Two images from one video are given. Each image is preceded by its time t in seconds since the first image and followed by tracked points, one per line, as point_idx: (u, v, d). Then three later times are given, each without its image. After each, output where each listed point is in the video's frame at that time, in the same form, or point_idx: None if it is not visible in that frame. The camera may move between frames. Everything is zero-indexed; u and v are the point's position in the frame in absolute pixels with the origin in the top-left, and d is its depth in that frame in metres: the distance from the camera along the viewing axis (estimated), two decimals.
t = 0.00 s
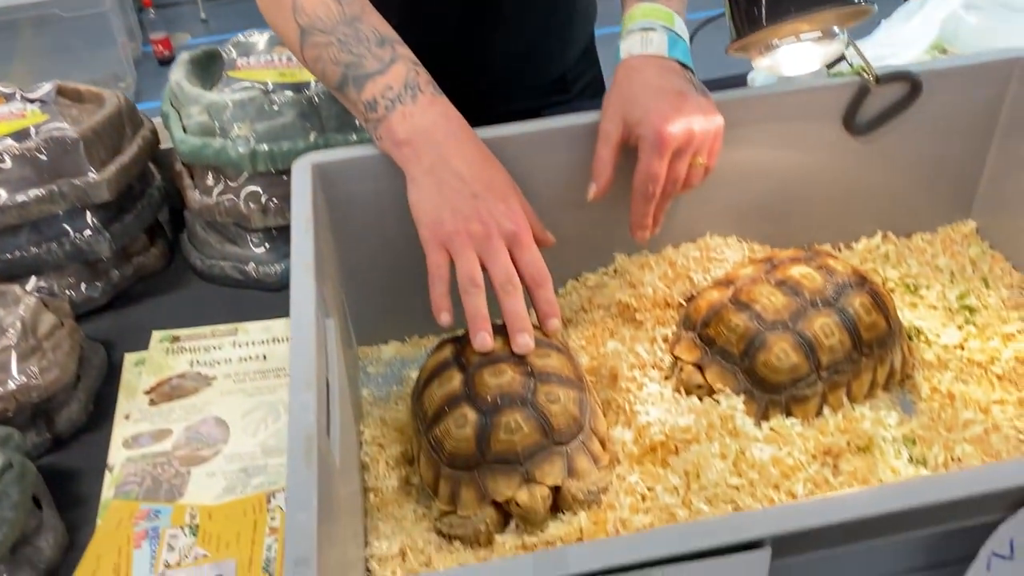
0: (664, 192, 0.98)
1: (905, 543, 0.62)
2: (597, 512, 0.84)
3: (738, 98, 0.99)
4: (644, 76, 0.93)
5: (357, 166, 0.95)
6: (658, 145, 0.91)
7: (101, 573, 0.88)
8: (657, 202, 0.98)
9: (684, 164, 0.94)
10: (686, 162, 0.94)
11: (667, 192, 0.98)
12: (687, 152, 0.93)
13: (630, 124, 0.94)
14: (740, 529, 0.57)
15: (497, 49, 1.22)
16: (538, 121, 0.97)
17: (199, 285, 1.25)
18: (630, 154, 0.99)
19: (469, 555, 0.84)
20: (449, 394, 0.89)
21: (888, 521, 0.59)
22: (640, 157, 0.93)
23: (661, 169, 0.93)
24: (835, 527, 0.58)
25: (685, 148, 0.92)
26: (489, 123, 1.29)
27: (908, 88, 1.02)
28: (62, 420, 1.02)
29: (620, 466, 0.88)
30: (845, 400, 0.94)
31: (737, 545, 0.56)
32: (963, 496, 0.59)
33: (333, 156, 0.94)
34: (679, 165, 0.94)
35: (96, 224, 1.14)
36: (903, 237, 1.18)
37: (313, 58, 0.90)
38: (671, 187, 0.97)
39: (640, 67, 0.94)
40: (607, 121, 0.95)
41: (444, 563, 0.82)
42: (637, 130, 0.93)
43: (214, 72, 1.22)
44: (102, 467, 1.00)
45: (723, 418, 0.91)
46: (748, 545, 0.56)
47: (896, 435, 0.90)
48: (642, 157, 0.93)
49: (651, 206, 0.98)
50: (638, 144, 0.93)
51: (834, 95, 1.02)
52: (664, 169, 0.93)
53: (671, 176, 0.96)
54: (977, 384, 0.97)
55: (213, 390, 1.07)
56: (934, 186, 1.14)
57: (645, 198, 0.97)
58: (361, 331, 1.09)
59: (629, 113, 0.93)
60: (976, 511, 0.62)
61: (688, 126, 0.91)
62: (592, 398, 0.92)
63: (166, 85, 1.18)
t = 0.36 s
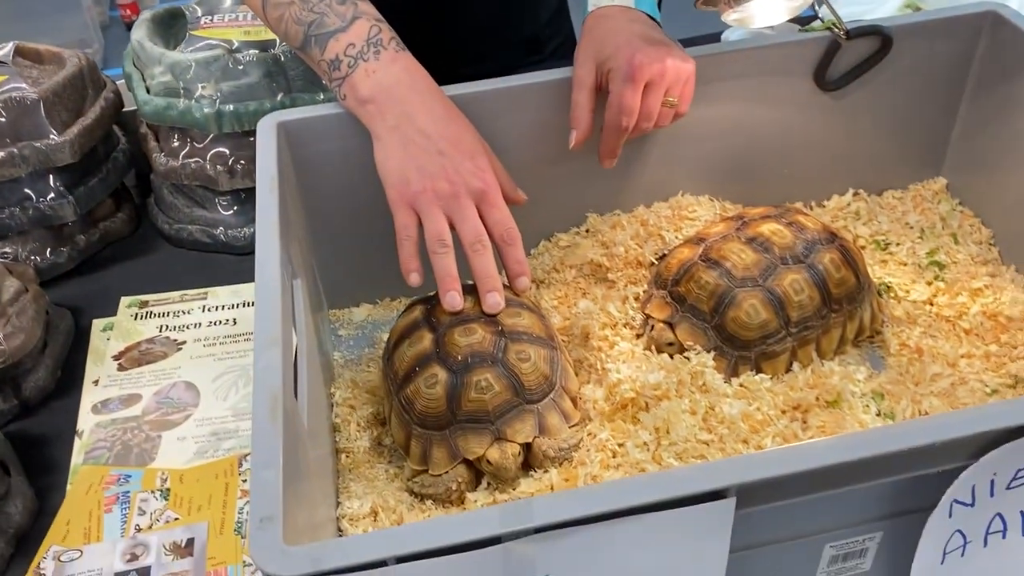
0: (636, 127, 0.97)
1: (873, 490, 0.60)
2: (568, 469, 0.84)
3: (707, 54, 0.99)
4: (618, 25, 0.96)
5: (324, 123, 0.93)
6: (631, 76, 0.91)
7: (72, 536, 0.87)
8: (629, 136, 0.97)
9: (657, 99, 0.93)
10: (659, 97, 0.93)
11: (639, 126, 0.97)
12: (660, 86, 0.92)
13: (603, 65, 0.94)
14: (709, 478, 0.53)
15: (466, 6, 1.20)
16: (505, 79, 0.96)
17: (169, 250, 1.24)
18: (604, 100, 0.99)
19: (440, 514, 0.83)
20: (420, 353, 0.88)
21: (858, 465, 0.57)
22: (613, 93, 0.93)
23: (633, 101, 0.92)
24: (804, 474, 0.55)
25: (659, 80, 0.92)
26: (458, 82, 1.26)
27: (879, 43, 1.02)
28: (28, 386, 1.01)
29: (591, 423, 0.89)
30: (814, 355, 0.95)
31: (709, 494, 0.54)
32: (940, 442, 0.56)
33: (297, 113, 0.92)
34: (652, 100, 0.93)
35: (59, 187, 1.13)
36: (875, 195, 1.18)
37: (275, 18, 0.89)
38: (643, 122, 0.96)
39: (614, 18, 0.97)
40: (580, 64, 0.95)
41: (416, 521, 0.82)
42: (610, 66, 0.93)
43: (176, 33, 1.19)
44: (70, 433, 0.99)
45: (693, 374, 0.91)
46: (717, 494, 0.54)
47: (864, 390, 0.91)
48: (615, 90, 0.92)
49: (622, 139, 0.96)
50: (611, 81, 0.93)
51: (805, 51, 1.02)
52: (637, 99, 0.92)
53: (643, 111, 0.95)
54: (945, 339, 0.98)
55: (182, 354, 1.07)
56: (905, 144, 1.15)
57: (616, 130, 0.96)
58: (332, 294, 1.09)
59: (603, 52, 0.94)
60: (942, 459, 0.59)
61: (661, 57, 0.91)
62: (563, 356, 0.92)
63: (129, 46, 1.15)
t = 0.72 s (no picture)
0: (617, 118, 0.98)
1: (854, 477, 0.60)
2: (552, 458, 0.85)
3: (690, 44, 0.99)
4: (601, 18, 0.96)
5: (307, 112, 0.93)
6: (614, 71, 0.91)
7: (56, 527, 0.87)
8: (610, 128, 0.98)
9: (639, 95, 0.94)
10: (641, 92, 0.94)
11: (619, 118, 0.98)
12: (642, 83, 0.93)
13: (586, 58, 0.94)
14: (690, 467, 0.54)
15: None
16: (489, 68, 0.96)
17: (152, 240, 1.23)
18: (587, 92, 0.99)
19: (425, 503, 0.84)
20: (404, 343, 0.88)
21: (837, 453, 0.58)
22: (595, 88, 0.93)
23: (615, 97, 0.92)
24: (783, 462, 0.56)
25: (641, 76, 0.92)
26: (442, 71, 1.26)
27: (862, 33, 1.03)
28: (11, 377, 1.00)
29: (575, 412, 0.89)
30: (796, 344, 0.96)
31: (690, 482, 0.54)
32: (918, 430, 0.56)
33: (280, 103, 0.91)
34: (634, 94, 0.94)
35: (41, 177, 1.11)
36: (857, 184, 1.20)
37: (259, 8, 0.88)
38: (624, 115, 0.97)
39: (596, 10, 0.97)
40: (562, 59, 0.95)
41: (401, 510, 0.82)
42: (592, 61, 0.93)
43: (160, 20, 1.17)
44: (53, 424, 0.98)
45: (676, 363, 0.92)
46: (698, 481, 0.55)
47: (845, 377, 0.92)
48: (597, 85, 0.92)
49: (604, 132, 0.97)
50: (593, 75, 0.93)
51: (787, 41, 1.02)
52: (620, 94, 0.92)
53: (625, 105, 0.95)
54: (925, 327, 0.99)
55: (166, 345, 1.06)
56: (886, 134, 1.15)
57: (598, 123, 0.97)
58: (317, 284, 1.08)
59: (586, 46, 0.94)
60: (920, 446, 0.60)
61: (643, 52, 0.91)
62: (548, 345, 0.93)
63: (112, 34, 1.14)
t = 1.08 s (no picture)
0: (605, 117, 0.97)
1: (842, 477, 0.61)
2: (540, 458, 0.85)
3: (678, 42, 0.99)
4: (588, 15, 0.96)
5: (294, 111, 0.92)
6: (601, 68, 0.90)
7: (41, 529, 0.86)
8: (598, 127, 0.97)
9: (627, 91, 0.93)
10: (629, 90, 0.93)
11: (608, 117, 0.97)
12: (630, 79, 0.92)
13: (574, 56, 0.94)
14: (678, 467, 0.54)
15: None
16: (477, 67, 0.95)
17: (137, 238, 1.22)
18: (575, 91, 0.98)
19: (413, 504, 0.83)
20: (392, 343, 0.88)
21: (825, 453, 0.58)
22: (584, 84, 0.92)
23: (603, 94, 0.91)
24: (770, 462, 0.56)
25: (628, 72, 0.92)
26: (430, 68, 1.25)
27: (848, 33, 1.03)
28: None
29: (563, 411, 0.89)
30: (783, 343, 0.96)
31: (679, 483, 0.54)
32: (905, 430, 0.57)
33: (267, 102, 0.91)
34: (623, 92, 0.93)
35: (24, 176, 1.11)
36: (844, 183, 1.20)
37: (249, 4, 0.88)
38: (613, 113, 0.96)
39: (583, 8, 0.97)
40: (550, 58, 0.95)
41: (388, 511, 0.82)
42: (580, 59, 0.93)
43: (144, 18, 1.16)
44: (38, 424, 0.98)
45: (664, 362, 0.92)
46: (686, 482, 0.55)
47: (831, 376, 0.92)
48: (585, 82, 0.92)
49: (593, 130, 0.96)
50: (582, 72, 0.93)
51: (774, 40, 1.02)
52: (608, 91, 0.91)
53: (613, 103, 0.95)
54: (911, 325, 1.00)
55: (152, 345, 1.05)
56: (873, 133, 1.16)
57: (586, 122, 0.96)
58: (304, 283, 1.08)
59: (573, 45, 0.94)
60: (906, 446, 0.60)
61: (631, 48, 0.91)
62: (536, 345, 0.93)
63: (96, 32, 1.13)
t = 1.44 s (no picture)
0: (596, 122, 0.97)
1: (832, 483, 0.61)
2: (530, 463, 0.85)
3: (668, 45, 0.99)
4: (578, 19, 0.96)
5: (282, 113, 0.91)
6: (591, 73, 0.90)
7: (26, 535, 0.85)
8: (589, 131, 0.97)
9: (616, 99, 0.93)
10: (619, 95, 0.93)
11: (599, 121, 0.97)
12: (619, 86, 0.92)
13: (564, 60, 0.94)
14: (668, 475, 0.53)
15: None
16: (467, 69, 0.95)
17: (124, 240, 1.21)
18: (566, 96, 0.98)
19: (402, 509, 0.83)
20: (381, 348, 0.87)
21: (815, 460, 0.58)
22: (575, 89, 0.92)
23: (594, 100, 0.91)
24: (761, 469, 0.56)
25: (619, 78, 0.91)
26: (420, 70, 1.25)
27: (837, 35, 1.03)
28: None
29: (553, 416, 0.89)
30: (773, 346, 0.96)
31: (670, 491, 0.54)
32: (895, 436, 0.57)
33: (254, 105, 0.90)
34: (613, 96, 0.93)
35: (9, 178, 1.09)
36: (833, 185, 1.20)
37: (245, 8, 0.85)
38: (603, 119, 0.96)
39: (572, 12, 0.97)
40: (541, 60, 0.94)
41: (378, 518, 0.82)
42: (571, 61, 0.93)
43: (131, 19, 1.15)
44: (23, 429, 0.97)
45: (654, 366, 0.92)
46: (676, 490, 0.54)
47: (821, 379, 0.92)
48: (576, 86, 0.92)
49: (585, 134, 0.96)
50: (573, 77, 0.93)
51: (764, 43, 1.02)
52: (599, 96, 0.91)
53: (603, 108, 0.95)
54: (901, 328, 1.00)
55: (140, 348, 1.05)
56: (862, 136, 1.16)
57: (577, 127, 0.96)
58: (292, 287, 1.07)
59: (564, 47, 0.94)
60: (896, 452, 0.61)
61: (621, 53, 0.91)
62: (526, 349, 0.92)
63: (81, 33, 1.12)
